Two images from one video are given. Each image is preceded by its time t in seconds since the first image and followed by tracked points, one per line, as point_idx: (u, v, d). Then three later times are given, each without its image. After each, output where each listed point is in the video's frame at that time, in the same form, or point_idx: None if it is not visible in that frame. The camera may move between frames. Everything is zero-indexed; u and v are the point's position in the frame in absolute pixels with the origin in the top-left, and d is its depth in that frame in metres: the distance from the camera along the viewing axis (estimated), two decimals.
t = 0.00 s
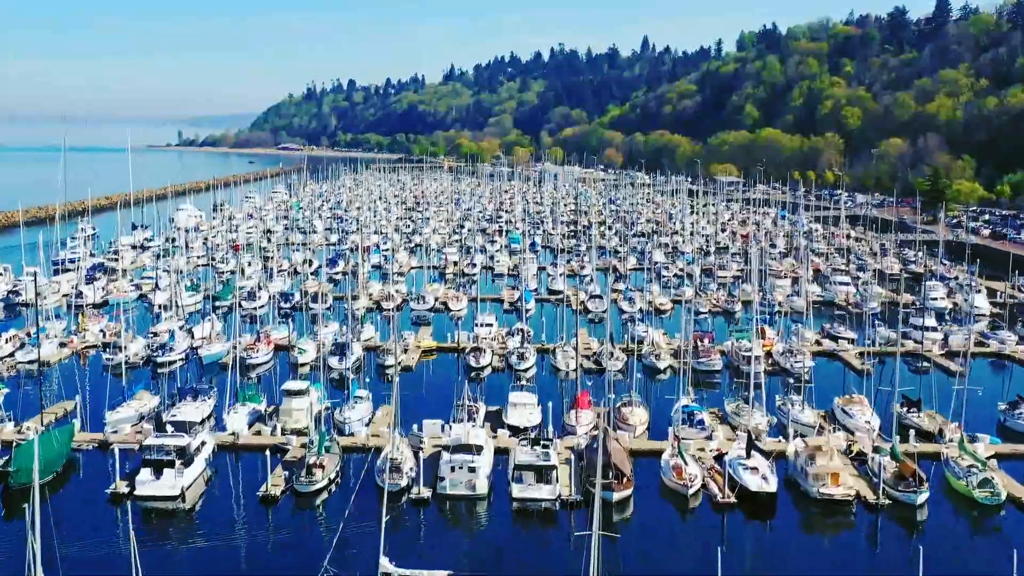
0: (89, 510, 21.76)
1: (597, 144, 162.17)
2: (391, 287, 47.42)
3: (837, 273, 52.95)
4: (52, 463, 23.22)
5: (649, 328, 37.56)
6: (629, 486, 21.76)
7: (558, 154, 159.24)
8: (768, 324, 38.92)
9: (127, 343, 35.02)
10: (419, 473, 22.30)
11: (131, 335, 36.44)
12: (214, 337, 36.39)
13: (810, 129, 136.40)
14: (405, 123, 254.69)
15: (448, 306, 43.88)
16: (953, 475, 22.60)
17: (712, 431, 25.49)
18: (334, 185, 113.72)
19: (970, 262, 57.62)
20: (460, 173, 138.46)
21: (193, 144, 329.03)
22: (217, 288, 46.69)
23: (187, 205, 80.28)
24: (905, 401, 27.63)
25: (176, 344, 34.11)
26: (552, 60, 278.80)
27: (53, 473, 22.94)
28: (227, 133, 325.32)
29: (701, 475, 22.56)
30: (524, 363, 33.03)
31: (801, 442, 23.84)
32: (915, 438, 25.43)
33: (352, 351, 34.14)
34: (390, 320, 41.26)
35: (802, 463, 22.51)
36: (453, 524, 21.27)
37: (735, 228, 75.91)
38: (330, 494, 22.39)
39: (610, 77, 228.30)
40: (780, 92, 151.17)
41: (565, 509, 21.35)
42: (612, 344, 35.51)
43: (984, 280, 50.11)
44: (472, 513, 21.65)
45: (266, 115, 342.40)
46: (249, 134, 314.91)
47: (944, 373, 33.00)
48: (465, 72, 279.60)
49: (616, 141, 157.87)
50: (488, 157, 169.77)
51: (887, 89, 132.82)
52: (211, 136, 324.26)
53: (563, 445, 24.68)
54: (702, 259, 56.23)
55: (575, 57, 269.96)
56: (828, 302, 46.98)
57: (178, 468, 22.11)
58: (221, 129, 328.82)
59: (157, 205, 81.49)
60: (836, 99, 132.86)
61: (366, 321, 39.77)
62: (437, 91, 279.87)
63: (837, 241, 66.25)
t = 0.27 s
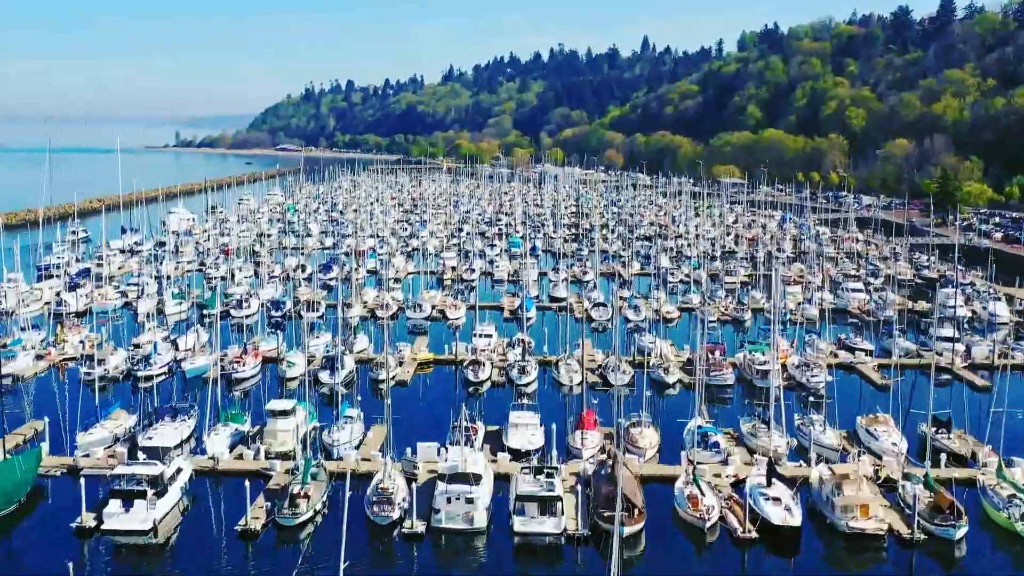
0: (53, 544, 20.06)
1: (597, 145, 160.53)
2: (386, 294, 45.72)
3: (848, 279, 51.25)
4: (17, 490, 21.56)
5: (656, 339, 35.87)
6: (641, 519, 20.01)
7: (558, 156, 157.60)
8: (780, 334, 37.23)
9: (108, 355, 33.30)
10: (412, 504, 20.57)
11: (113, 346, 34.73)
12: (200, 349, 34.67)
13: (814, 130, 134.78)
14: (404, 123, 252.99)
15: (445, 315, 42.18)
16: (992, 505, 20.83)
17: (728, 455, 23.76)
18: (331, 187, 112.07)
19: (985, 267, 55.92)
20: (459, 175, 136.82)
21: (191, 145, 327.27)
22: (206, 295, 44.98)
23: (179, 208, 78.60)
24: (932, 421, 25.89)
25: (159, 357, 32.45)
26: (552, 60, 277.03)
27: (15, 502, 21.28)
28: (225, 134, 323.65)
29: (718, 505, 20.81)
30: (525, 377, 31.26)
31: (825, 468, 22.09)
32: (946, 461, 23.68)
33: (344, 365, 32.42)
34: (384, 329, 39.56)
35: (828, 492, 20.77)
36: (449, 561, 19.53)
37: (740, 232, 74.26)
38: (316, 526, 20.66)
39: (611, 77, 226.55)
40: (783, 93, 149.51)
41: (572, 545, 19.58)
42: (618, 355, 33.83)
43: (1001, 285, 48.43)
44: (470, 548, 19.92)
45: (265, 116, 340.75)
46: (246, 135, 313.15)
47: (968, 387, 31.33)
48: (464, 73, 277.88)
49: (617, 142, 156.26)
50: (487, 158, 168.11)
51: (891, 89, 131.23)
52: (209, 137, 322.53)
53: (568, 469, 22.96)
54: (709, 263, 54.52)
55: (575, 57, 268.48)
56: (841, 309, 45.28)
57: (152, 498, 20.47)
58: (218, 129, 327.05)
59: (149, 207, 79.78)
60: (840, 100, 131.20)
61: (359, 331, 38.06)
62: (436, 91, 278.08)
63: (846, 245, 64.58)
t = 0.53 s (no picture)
0: None
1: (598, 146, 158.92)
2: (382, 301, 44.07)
3: (859, 284, 49.58)
4: None
5: (663, 350, 34.21)
6: (655, 555, 18.34)
7: (558, 156, 156.02)
8: (793, 343, 35.59)
9: (86, 368, 31.55)
10: (405, 539, 18.87)
11: (93, 357, 33.00)
12: (184, 361, 32.95)
13: (817, 131, 133.25)
14: (403, 124, 251.45)
15: (443, 323, 40.55)
16: None
17: (746, 482, 22.08)
18: (328, 189, 110.44)
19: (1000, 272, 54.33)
20: (458, 176, 135.22)
21: (188, 146, 325.79)
22: (194, 303, 43.27)
23: (172, 210, 76.92)
24: (962, 442, 24.18)
25: (140, 370, 30.75)
26: (552, 61, 275.63)
27: None
28: (223, 134, 322.03)
29: (737, 539, 19.14)
30: (526, 394, 29.59)
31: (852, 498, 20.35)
32: (983, 488, 21.95)
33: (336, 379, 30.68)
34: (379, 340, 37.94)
35: (859, 526, 19.06)
36: None
37: (745, 235, 72.67)
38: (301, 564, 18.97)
39: (610, 78, 225.01)
40: (785, 93, 148.00)
41: None
42: (624, 368, 32.21)
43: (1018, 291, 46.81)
44: None
45: (263, 116, 339.15)
46: (244, 136, 311.48)
47: (994, 402, 29.72)
48: (463, 73, 276.45)
49: (618, 143, 154.63)
50: (487, 159, 166.49)
51: (895, 89, 129.68)
52: (206, 138, 321.07)
53: (572, 498, 21.23)
54: (715, 268, 52.87)
55: (574, 57, 266.97)
56: (856, 315, 43.64)
57: (120, 530, 18.86)
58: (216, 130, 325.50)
59: (140, 210, 78.07)
60: (844, 100, 129.67)
61: (353, 341, 36.38)
62: (435, 92, 276.54)
63: (855, 248, 63.00)
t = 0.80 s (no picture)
0: None
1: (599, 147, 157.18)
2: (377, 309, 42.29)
3: (873, 291, 47.78)
4: None
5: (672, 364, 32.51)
6: None
7: (558, 157, 154.27)
8: (808, 355, 33.91)
9: (61, 383, 29.72)
10: None
11: (70, 370, 31.21)
12: (167, 375, 31.17)
13: (821, 131, 131.53)
14: (402, 124, 249.71)
15: (441, 333, 38.82)
16: None
17: (768, 514, 20.27)
18: (325, 191, 108.68)
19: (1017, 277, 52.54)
20: (457, 177, 133.47)
21: (186, 147, 324.05)
22: (181, 311, 41.47)
23: (164, 212, 75.12)
24: (1002, 469, 22.35)
25: (118, 387, 28.91)
26: (552, 61, 273.93)
27: None
28: (221, 135, 320.30)
29: None
30: (528, 412, 27.94)
31: (888, 534, 18.52)
32: None
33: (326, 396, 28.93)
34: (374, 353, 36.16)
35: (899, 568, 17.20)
36: None
37: (751, 238, 70.98)
38: None
39: (611, 78, 223.33)
40: (789, 93, 146.27)
41: None
42: (631, 384, 30.47)
43: None
44: None
45: (262, 117, 337.42)
46: (242, 136, 309.79)
47: None
48: (462, 74, 274.82)
49: (619, 144, 152.93)
50: (486, 161, 164.75)
51: (901, 90, 127.93)
52: (205, 139, 319.32)
53: (579, 533, 19.43)
54: (722, 274, 51.12)
55: (575, 57, 265.17)
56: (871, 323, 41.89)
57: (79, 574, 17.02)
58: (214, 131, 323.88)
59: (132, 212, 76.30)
60: (848, 100, 127.92)
61: (346, 353, 34.64)
62: (434, 92, 274.78)
63: (866, 252, 61.23)
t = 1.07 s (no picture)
0: None
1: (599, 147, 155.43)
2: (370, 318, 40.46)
3: (888, 299, 45.91)
4: None
5: (683, 379, 30.70)
6: None
7: (558, 159, 152.50)
8: (825, 368, 32.15)
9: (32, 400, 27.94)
10: None
11: (44, 386, 29.45)
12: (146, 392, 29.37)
13: (824, 132, 129.77)
14: (401, 125, 247.90)
15: (438, 345, 37.07)
16: None
17: (795, 554, 18.37)
18: (321, 192, 106.83)
19: None
20: (456, 179, 131.74)
21: (184, 148, 322.29)
22: (166, 321, 39.68)
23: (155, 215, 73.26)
24: None
25: (91, 405, 27.18)
26: (552, 61, 272.11)
27: None
28: (218, 136, 318.41)
29: None
30: (531, 433, 26.13)
31: None
32: None
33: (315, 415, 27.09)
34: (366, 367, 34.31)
35: None
36: None
37: (757, 242, 69.18)
38: None
39: (611, 78, 221.53)
40: (791, 93, 144.51)
41: None
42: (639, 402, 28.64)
43: None
44: None
45: (259, 117, 335.50)
46: (240, 137, 308.00)
47: None
48: (461, 74, 273.00)
49: (619, 145, 151.21)
50: (485, 162, 162.90)
51: (906, 90, 126.03)
52: (202, 140, 317.64)
53: None
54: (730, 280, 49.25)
55: (575, 57, 263.23)
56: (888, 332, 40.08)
57: None
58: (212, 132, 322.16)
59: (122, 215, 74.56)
60: (853, 101, 126.13)
61: (337, 367, 32.86)
62: (433, 93, 272.96)
63: (876, 257, 59.42)
